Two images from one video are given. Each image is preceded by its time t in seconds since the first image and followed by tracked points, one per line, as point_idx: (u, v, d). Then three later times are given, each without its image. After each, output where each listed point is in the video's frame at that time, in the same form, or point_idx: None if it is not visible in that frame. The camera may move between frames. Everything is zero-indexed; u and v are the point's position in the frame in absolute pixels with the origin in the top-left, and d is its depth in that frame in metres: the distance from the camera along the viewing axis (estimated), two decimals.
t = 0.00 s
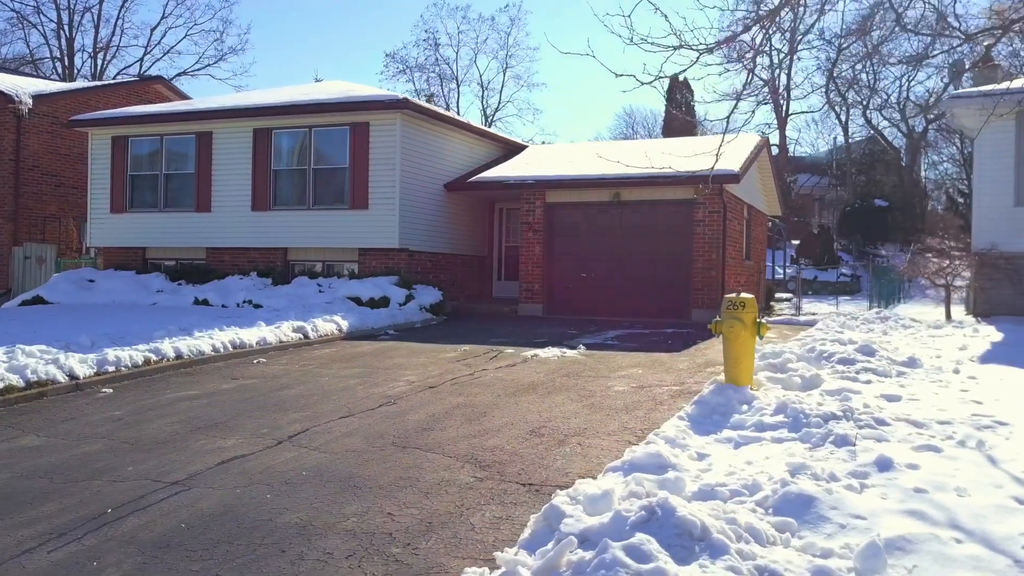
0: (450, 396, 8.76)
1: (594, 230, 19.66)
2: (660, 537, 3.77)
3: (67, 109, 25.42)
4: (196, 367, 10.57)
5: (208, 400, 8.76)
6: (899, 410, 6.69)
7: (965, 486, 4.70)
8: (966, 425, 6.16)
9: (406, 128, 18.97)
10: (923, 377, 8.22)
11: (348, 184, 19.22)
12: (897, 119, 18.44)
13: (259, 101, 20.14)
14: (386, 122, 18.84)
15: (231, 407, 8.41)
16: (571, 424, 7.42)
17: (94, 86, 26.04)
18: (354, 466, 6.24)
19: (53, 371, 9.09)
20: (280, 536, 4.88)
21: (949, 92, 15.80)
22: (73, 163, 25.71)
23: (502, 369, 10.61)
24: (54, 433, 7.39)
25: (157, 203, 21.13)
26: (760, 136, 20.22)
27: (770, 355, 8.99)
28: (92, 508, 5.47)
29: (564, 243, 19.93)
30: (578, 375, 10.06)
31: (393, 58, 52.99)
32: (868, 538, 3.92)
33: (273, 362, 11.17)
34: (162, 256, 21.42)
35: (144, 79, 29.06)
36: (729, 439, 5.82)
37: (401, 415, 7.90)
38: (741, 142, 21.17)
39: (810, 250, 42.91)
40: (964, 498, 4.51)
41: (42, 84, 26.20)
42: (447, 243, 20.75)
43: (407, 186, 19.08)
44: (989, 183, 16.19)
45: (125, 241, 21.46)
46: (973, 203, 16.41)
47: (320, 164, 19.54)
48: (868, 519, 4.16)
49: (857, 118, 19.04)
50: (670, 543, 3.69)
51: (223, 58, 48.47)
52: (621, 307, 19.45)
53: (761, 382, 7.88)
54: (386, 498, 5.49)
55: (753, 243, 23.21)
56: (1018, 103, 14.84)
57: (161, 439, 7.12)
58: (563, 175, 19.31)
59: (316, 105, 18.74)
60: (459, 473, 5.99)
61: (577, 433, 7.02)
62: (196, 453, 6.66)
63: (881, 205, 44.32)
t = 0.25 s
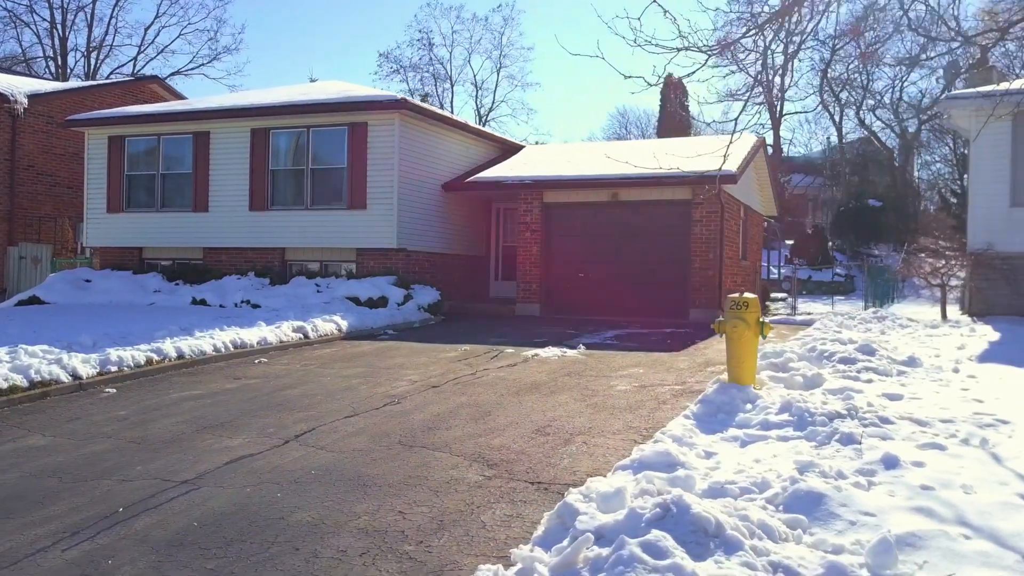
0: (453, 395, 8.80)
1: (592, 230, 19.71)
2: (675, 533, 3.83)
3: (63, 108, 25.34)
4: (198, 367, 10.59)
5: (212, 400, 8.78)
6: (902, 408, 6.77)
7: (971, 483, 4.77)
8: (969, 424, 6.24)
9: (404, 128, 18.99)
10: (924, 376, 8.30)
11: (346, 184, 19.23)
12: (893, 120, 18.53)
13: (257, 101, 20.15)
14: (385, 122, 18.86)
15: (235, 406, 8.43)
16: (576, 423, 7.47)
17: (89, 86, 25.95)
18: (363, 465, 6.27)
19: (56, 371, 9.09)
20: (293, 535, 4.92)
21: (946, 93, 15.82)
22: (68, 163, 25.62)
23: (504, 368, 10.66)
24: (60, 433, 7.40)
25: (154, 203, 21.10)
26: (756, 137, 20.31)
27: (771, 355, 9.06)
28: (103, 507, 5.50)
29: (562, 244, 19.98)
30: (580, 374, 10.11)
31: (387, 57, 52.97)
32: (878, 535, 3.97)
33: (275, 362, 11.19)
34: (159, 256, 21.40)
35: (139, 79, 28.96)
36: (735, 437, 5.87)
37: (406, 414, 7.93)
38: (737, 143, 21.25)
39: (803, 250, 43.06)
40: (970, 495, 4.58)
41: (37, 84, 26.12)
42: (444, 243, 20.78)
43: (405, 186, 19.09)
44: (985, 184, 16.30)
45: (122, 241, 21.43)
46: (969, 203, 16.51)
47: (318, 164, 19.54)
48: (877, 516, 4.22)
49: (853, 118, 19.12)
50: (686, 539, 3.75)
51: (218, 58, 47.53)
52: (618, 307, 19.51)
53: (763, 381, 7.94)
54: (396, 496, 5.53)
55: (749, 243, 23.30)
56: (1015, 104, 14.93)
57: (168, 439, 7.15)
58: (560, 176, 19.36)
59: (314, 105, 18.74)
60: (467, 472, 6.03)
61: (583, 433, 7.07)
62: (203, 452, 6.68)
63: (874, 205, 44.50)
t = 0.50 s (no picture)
0: (457, 395, 8.85)
1: (590, 230, 19.76)
2: (686, 530, 3.88)
3: (60, 108, 25.30)
4: (200, 367, 10.61)
5: (216, 399, 8.81)
6: (903, 407, 6.83)
7: (974, 481, 4.83)
8: (971, 423, 6.30)
9: (403, 128, 19.02)
10: (924, 376, 8.36)
11: (344, 184, 19.25)
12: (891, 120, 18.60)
13: (256, 101, 20.16)
14: (384, 122, 18.88)
15: (240, 406, 8.46)
16: (579, 422, 7.52)
17: (87, 86, 25.91)
18: (369, 464, 6.31)
19: (60, 371, 9.12)
20: (303, 533, 4.96)
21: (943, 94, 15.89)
22: (65, 162, 25.57)
23: (505, 368, 10.70)
24: (65, 433, 7.42)
25: (152, 203, 21.10)
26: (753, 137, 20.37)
27: (772, 355, 9.11)
28: (113, 505, 5.53)
29: (560, 244, 20.02)
30: (582, 374, 10.16)
31: (382, 57, 53.08)
32: (885, 532, 4.03)
33: (277, 362, 11.22)
34: (157, 256, 21.40)
35: (137, 79, 28.92)
36: (740, 436, 5.93)
37: (410, 414, 7.97)
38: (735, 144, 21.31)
39: (799, 250, 43.17)
40: (974, 493, 4.64)
41: (34, 83, 26.08)
42: (442, 243, 20.81)
43: (404, 186, 19.12)
44: (982, 185, 16.38)
45: (120, 241, 21.42)
46: (965, 203, 16.58)
47: (317, 164, 19.56)
48: (884, 513, 4.28)
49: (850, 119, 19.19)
50: (696, 536, 3.81)
51: (214, 56, 47.41)
52: (617, 307, 19.56)
53: (765, 381, 7.99)
54: (404, 495, 5.57)
55: (746, 243, 23.37)
56: (1012, 104, 14.99)
57: (174, 438, 7.18)
58: (559, 176, 19.41)
59: (313, 105, 18.76)
60: (474, 471, 6.07)
61: (586, 432, 7.11)
62: (210, 451, 6.72)
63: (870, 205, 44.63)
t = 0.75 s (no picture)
0: (461, 395, 8.88)
1: (588, 230, 19.81)
2: (699, 528, 3.94)
3: (57, 108, 25.25)
4: (203, 367, 10.63)
5: (221, 399, 8.83)
6: (906, 407, 6.89)
7: (980, 479, 4.89)
8: (974, 422, 6.36)
9: (402, 128, 19.04)
10: (925, 376, 8.42)
11: (343, 184, 19.27)
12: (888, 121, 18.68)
13: (255, 101, 20.17)
14: (382, 122, 18.89)
15: (245, 406, 8.48)
16: (584, 422, 7.56)
17: (84, 86, 25.86)
18: (378, 463, 6.35)
19: (65, 371, 9.13)
20: (316, 531, 5.00)
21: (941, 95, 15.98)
22: (62, 162, 25.54)
23: (507, 368, 10.74)
24: (73, 432, 7.44)
25: (151, 203, 21.09)
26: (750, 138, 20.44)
27: (774, 355, 9.17)
28: (125, 505, 5.55)
29: (558, 244, 20.07)
30: (584, 374, 10.20)
31: (376, 57, 53.13)
32: (895, 529, 4.09)
33: (279, 362, 11.24)
34: (155, 256, 21.39)
35: (133, 78, 28.87)
36: (746, 435, 5.98)
37: (416, 413, 8.01)
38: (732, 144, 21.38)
39: (794, 250, 43.26)
40: (981, 491, 4.70)
41: (32, 83, 26.04)
42: (441, 243, 20.84)
43: (402, 186, 19.15)
44: (980, 185, 16.47)
45: (118, 241, 21.40)
46: (962, 203, 16.68)
47: (316, 164, 19.58)
48: (892, 511, 4.33)
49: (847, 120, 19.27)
50: (709, 534, 3.86)
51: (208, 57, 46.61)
52: (615, 307, 19.62)
53: (768, 381, 8.04)
54: (414, 494, 5.61)
55: (743, 243, 23.45)
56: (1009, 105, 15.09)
57: (181, 438, 7.20)
58: (557, 176, 19.46)
59: (312, 105, 18.77)
60: (482, 470, 6.11)
61: (592, 432, 7.16)
62: (218, 451, 6.75)
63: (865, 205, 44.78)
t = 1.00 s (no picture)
0: (463, 394, 8.93)
1: (586, 230, 19.86)
2: (709, 526, 3.99)
3: (53, 108, 25.19)
4: (205, 367, 10.65)
5: (224, 399, 8.86)
6: (908, 406, 6.95)
7: (982, 478, 4.96)
8: (975, 421, 6.43)
9: (400, 128, 19.07)
10: (925, 375, 8.49)
11: (341, 183, 19.29)
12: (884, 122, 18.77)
13: (253, 101, 20.17)
14: (380, 122, 18.92)
15: (249, 406, 8.51)
16: (587, 421, 7.61)
17: (79, 86, 25.80)
18: (385, 462, 6.39)
19: (68, 371, 9.15)
20: (325, 530, 5.04)
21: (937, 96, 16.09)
22: (58, 162, 25.49)
23: (508, 368, 10.78)
24: (78, 432, 7.47)
25: (148, 203, 21.07)
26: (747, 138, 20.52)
27: (775, 354, 9.22)
28: (134, 504, 5.58)
29: (556, 244, 20.12)
30: (585, 374, 10.24)
31: (370, 57, 53.22)
32: (902, 527, 4.15)
33: (280, 362, 11.27)
34: (153, 256, 21.37)
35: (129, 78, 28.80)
36: (749, 434, 6.04)
37: (419, 413, 8.05)
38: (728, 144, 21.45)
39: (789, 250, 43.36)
40: (985, 490, 4.76)
41: (28, 83, 25.99)
42: (438, 243, 20.88)
43: (400, 185, 19.17)
44: (976, 186, 16.57)
45: (116, 241, 21.37)
46: (958, 204, 16.78)
47: (314, 164, 19.59)
48: (898, 509, 4.39)
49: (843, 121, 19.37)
50: (719, 532, 3.92)
51: (201, 56, 47.82)
52: (612, 307, 19.68)
53: (769, 380, 8.09)
54: (422, 493, 5.65)
55: (740, 244, 23.53)
56: (1005, 106, 15.18)
57: (186, 438, 7.23)
58: (554, 176, 19.51)
59: (310, 105, 18.79)
60: (488, 469, 6.15)
61: (595, 431, 7.20)
62: (224, 451, 6.78)
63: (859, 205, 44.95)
